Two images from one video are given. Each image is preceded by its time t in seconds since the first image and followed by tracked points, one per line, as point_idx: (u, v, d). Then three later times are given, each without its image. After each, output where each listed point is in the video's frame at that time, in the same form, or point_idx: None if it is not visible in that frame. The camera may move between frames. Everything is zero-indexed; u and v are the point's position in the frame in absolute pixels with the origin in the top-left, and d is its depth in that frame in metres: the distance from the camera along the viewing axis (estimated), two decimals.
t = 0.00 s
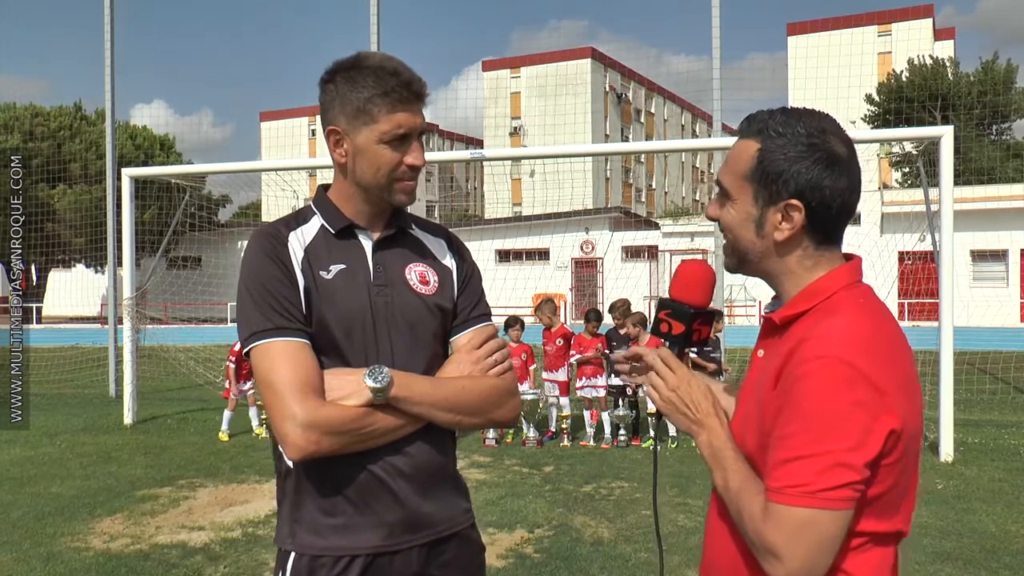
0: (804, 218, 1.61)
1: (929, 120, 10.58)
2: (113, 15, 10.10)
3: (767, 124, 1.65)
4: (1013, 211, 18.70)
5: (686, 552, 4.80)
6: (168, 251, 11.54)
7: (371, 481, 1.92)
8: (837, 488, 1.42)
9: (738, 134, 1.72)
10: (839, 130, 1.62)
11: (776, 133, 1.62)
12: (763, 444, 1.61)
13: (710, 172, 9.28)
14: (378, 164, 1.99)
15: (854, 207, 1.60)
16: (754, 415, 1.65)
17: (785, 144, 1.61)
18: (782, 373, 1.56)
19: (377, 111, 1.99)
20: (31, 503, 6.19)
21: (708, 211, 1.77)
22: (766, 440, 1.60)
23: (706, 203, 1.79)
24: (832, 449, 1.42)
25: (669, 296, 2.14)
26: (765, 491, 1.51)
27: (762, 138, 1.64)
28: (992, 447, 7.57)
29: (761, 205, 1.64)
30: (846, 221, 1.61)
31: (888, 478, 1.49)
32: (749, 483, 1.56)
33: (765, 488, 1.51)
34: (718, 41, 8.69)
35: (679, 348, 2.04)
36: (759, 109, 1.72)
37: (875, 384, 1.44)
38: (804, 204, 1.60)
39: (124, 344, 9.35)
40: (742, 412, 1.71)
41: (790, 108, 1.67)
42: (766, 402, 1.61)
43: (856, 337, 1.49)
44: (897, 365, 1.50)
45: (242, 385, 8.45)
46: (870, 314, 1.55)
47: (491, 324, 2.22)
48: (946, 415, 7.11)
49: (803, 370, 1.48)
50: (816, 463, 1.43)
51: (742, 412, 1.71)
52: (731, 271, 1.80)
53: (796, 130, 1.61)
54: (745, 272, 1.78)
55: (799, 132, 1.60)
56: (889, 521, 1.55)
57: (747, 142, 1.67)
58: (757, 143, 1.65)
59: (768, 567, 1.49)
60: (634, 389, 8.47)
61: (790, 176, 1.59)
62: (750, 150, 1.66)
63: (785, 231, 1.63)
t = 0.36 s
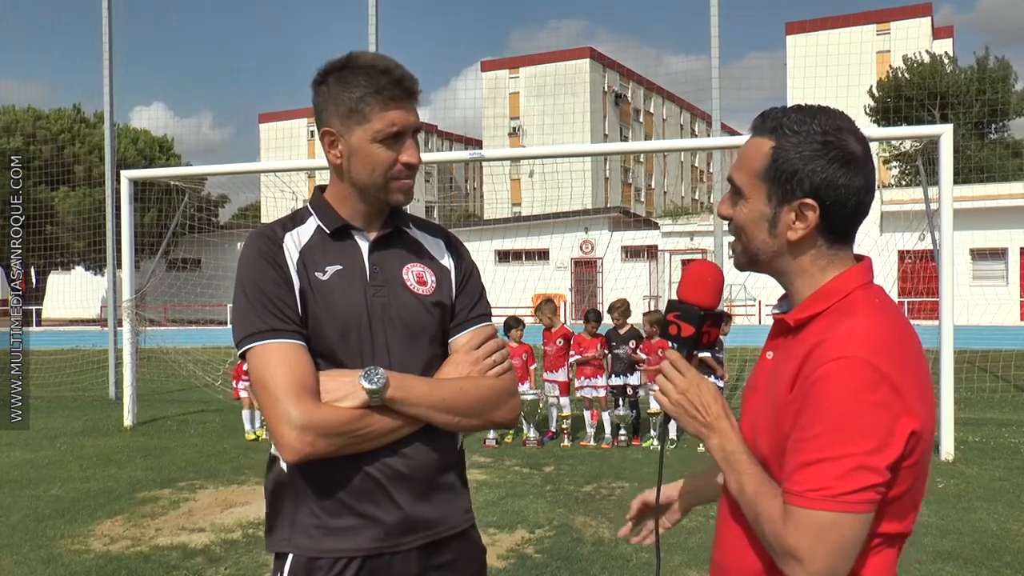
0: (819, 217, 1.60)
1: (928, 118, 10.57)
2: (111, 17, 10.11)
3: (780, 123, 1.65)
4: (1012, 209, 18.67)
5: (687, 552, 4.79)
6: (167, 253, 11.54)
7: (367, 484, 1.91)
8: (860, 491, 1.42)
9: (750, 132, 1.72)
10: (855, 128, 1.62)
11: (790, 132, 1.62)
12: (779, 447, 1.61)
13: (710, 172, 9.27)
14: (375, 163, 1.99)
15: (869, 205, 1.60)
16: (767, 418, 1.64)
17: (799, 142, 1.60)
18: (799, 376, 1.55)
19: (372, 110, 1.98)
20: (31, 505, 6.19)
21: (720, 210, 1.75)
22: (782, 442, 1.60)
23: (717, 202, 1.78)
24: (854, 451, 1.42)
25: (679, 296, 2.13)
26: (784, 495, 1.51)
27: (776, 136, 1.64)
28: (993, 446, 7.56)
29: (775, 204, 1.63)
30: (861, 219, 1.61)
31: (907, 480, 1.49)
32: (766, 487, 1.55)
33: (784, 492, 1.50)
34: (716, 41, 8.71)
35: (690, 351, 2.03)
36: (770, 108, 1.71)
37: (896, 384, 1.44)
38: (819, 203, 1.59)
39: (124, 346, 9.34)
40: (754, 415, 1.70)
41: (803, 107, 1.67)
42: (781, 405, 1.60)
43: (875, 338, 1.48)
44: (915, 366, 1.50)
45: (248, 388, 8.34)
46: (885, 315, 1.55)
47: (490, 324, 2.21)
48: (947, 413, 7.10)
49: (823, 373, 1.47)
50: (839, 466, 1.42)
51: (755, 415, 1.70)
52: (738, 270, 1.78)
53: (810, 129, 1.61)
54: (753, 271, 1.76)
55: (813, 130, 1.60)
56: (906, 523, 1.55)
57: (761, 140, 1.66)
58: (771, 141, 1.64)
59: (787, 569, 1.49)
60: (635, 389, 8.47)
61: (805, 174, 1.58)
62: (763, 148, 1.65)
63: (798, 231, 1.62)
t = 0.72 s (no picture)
0: (822, 215, 1.60)
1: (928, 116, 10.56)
2: (111, 17, 10.11)
3: (783, 122, 1.64)
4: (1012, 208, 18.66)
5: (689, 552, 4.78)
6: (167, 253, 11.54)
7: (370, 484, 1.91)
8: (863, 489, 1.41)
9: (754, 131, 1.71)
10: (858, 128, 1.62)
11: (793, 131, 1.61)
12: (782, 446, 1.60)
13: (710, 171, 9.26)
14: (377, 163, 1.98)
15: (872, 205, 1.60)
16: (770, 417, 1.64)
17: (802, 140, 1.60)
18: (803, 374, 1.55)
19: (374, 111, 1.98)
20: (33, 506, 6.19)
21: (723, 210, 1.75)
22: (785, 441, 1.59)
23: (720, 202, 1.77)
24: (858, 448, 1.41)
25: (686, 297, 2.13)
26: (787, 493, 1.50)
27: (778, 135, 1.63)
28: (995, 445, 7.56)
29: (778, 203, 1.62)
30: (865, 219, 1.61)
31: (910, 478, 1.49)
32: (770, 486, 1.55)
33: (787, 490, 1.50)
34: (716, 41, 8.72)
35: (696, 351, 2.02)
36: (772, 108, 1.71)
37: (899, 382, 1.43)
38: (822, 201, 1.59)
39: (125, 346, 9.33)
40: (758, 415, 1.70)
41: (804, 106, 1.66)
42: (784, 404, 1.59)
43: (878, 335, 1.48)
44: (919, 363, 1.49)
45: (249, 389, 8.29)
46: (888, 313, 1.54)
47: (493, 325, 2.20)
48: (948, 412, 7.11)
49: (825, 371, 1.47)
50: (843, 463, 1.42)
51: (759, 414, 1.69)
52: (742, 270, 1.78)
53: (813, 127, 1.60)
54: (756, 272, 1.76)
55: (816, 128, 1.60)
56: (909, 522, 1.54)
57: (764, 139, 1.66)
58: (774, 140, 1.64)
59: (791, 569, 1.48)
60: (636, 389, 8.49)
61: (808, 173, 1.58)
62: (765, 147, 1.65)
63: (801, 229, 1.62)
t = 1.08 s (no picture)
0: (830, 212, 1.61)
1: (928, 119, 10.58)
2: (113, 20, 10.13)
3: (792, 122, 1.66)
4: (1012, 211, 18.67)
5: (688, 554, 4.80)
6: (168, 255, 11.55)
7: (371, 486, 1.92)
8: (858, 492, 1.43)
9: (760, 132, 1.73)
10: (863, 129, 1.64)
11: (802, 130, 1.63)
12: (779, 450, 1.61)
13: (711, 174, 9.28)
14: (382, 163, 1.99)
15: (877, 205, 1.62)
16: (768, 421, 1.65)
17: (811, 138, 1.62)
18: (800, 377, 1.56)
19: (381, 112, 1.99)
20: (34, 507, 6.20)
21: (728, 211, 1.75)
22: (783, 443, 1.60)
23: (724, 204, 1.78)
24: (853, 452, 1.43)
25: (688, 301, 2.14)
26: (785, 496, 1.51)
27: (788, 134, 1.65)
28: (995, 448, 7.56)
29: (786, 200, 1.63)
30: (870, 218, 1.63)
31: (906, 482, 1.50)
32: (767, 489, 1.56)
33: (783, 492, 1.51)
34: (717, 44, 8.75)
35: (699, 354, 2.03)
36: (777, 110, 1.73)
37: (894, 385, 1.44)
38: (830, 198, 1.60)
39: (126, 348, 9.35)
40: (756, 418, 1.71)
41: (810, 108, 1.69)
42: (782, 408, 1.60)
43: (875, 339, 1.49)
44: (914, 367, 1.50)
45: (250, 391, 8.30)
46: (884, 316, 1.55)
47: (493, 328, 2.21)
48: (948, 415, 7.14)
49: (821, 376, 1.48)
50: (837, 467, 1.43)
51: (757, 417, 1.70)
52: (745, 271, 1.78)
53: (822, 126, 1.62)
54: (760, 273, 1.76)
55: (825, 128, 1.62)
56: (905, 525, 1.55)
57: (772, 139, 1.67)
58: (783, 138, 1.65)
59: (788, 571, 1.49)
60: (637, 391, 8.48)
61: (816, 170, 1.59)
62: (774, 146, 1.66)
63: (809, 226, 1.63)
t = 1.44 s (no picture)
0: (826, 218, 1.61)
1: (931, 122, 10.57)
2: (117, 22, 10.17)
3: (784, 129, 1.67)
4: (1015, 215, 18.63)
5: (690, 557, 4.80)
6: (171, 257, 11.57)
7: (375, 488, 1.93)
8: (869, 495, 1.44)
9: (755, 139, 1.74)
10: (857, 133, 1.65)
11: (795, 137, 1.64)
12: (787, 454, 1.62)
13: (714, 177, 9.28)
14: (383, 169, 2.00)
15: (875, 208, 1.62)
16: (774, 426, 1.66)
17: (804, 145, 1.62)
18: (807, 381, 1.56)
19: (378, 117, 2.00)
20: (36, 508, 6.22)
21: (726, 220, 1.77)
22: (790, 448, 1.61)
23: (724, 212, 1.79)
24: (863, 456, 1.43)
25: (691, 302, 2.14)
26: (793, 500, 1.52)
27: (781, 142, 1.66)
28: (997, 452, 7.56)
29: (782, 208, 1.64)
30: (868, 222, 1.63)
31: (915, 484, 1.51)
32: (775, 493, 1.56)
33: (792, 497, 1.52)
34: (720, 47, 8.75)
35: (702, 356, 2.04)
36: (771, 117, 1.74)
37: (902, 388, 1.45)
38: (826, 205, 1.60)
39: (128, 350, 9.37)
40: (761, 422, 1.71)
41: (803, 114, 1.69)
42: (789, 412, 1.61)
43: (882, 343, 1.50)
44: (921, 371, 1.51)
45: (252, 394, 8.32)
46: (890, 321, 1.56)
47: (496, 331, 2.22)
48: (950, 418, 7.14)
49: (829, 381, 1.48)
50: (848, 470, 1.43)
51: (762, 421, 1.71)
52: (748, 278, 1.79)
53: (815, 133, 1.63)
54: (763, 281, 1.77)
55: (817, 134, 1.62)
56: (914, 528, 1.56)
57: (766, 147, 1.68)
58: (776, 147, 1.66)
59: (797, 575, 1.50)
60: (639, 394, 8.49)
61: (810, 178, 1.60)
62: (768, 154, 1.67)
63: (805, 233, 1.63)
